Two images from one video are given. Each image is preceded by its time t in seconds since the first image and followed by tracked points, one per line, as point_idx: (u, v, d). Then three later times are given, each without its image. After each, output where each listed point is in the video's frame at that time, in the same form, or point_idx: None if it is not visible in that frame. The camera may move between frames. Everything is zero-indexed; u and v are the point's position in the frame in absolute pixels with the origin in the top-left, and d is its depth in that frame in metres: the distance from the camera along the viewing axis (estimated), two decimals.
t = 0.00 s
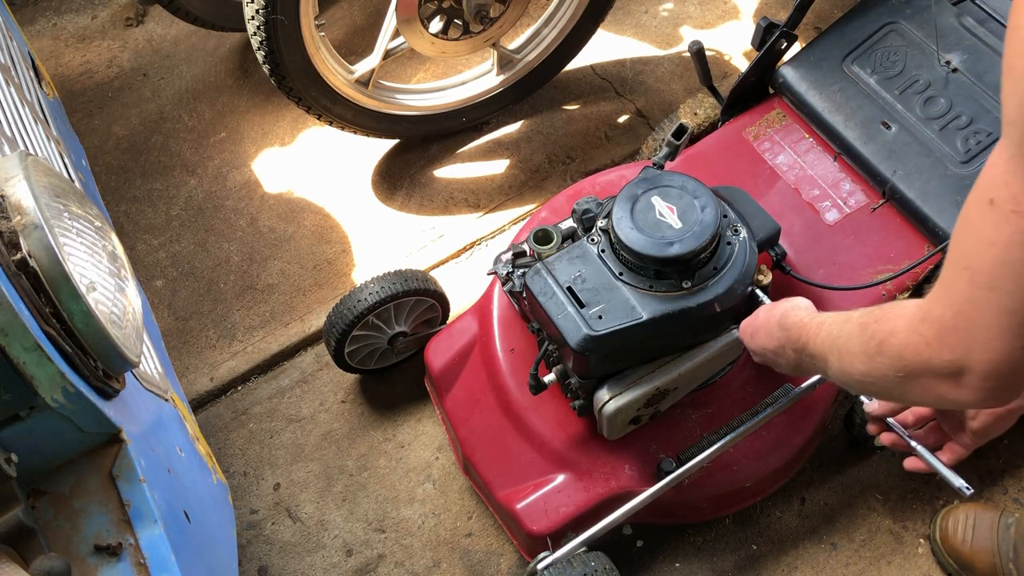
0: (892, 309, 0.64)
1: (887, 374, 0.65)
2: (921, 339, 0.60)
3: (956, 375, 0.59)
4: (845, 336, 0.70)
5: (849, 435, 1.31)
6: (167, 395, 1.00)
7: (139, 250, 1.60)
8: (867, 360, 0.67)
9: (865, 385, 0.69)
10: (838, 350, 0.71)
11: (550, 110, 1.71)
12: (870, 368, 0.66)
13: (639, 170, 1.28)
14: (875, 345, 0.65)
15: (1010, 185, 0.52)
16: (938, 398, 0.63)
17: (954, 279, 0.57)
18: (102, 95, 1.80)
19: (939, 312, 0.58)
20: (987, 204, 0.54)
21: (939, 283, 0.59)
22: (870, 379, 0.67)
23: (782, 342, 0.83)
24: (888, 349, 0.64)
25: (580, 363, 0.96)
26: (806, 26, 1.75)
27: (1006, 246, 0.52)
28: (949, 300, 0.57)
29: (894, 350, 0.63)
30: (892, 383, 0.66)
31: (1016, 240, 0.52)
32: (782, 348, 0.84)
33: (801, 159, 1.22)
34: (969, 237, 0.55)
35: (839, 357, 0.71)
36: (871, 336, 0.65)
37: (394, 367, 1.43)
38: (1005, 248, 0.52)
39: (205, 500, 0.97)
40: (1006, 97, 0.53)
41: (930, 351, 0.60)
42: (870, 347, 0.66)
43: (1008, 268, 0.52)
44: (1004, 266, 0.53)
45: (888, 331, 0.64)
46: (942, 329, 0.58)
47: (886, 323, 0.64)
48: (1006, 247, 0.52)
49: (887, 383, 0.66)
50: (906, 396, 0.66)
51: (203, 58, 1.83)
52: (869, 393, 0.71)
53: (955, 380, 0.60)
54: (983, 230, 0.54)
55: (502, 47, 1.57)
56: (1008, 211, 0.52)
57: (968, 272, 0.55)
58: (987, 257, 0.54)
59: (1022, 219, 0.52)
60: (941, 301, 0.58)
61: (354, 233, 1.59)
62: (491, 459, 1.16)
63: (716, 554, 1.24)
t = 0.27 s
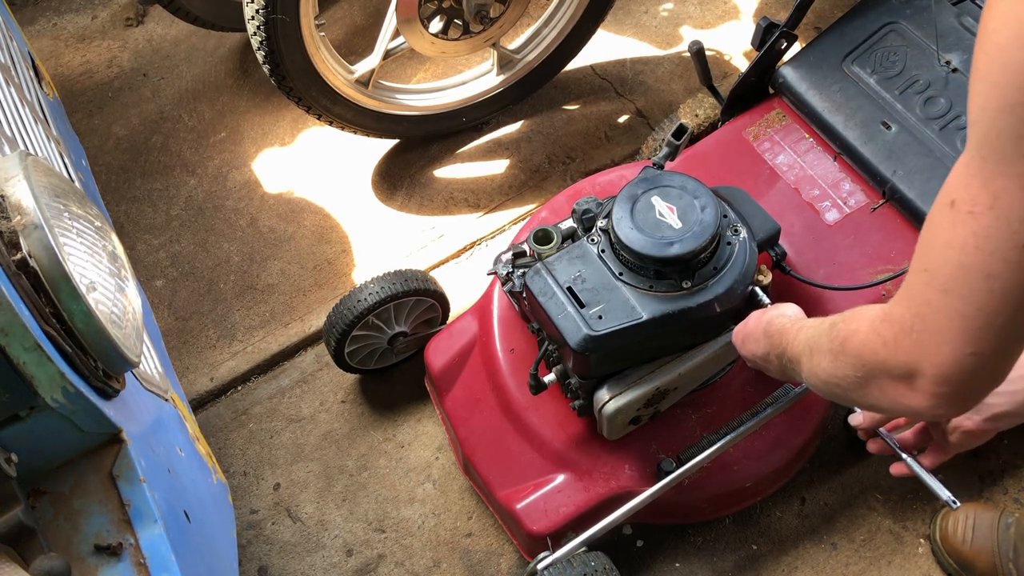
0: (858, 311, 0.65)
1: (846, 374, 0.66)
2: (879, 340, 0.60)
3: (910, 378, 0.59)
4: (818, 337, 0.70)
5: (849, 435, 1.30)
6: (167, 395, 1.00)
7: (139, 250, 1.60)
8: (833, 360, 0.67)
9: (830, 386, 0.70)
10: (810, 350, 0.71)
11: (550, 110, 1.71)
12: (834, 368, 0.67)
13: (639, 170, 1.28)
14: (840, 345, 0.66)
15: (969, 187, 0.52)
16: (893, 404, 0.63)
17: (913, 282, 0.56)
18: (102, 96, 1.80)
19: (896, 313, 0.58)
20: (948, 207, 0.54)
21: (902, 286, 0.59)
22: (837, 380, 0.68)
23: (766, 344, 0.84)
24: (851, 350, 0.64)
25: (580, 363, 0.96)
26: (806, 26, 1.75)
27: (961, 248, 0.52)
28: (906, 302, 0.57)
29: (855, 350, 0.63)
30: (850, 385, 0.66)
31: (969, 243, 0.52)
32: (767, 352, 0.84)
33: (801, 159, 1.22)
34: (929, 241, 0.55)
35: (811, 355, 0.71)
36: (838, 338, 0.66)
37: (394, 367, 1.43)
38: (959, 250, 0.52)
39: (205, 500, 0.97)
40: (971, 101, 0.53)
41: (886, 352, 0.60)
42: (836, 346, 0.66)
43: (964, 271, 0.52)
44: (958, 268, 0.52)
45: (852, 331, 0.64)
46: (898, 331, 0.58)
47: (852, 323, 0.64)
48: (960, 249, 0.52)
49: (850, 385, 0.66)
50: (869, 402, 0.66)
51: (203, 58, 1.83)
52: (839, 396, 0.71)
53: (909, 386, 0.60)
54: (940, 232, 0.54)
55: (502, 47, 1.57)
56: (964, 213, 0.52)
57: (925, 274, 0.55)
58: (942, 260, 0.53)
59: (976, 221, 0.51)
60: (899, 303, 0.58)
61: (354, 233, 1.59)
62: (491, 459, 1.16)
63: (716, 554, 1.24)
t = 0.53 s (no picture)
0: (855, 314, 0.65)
1: (842, 377, 0.67)
2: (874, 345, 0.61)
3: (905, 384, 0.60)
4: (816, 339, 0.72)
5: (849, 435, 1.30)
6: (167, 395, 1.00)
7: (139, 250, 1.60)
8: (829, 362, 0.68)
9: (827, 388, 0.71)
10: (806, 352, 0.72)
11: (550, 110, 1.71)
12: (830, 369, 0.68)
13: (639, 170, 1.28)
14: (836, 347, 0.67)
15: (961, 193, 0.52)
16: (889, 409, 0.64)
17: (908, 289, 0.57)
18: (102, 95, 1.80)
19: (892, 320, 0.59)
20: (942, 212, 0.54)
21: (898, 291, 0.59)
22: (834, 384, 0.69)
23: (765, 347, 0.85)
24: (848, 354, 0.65)
25: (579, 363, 0.96)
26: (806, 26, 1.75)
27: (953, 256, 0.53)
28: (901, 308, 0.58)
29: (851, 354, 0.64)
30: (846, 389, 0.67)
31: (961, 250, 0.52)
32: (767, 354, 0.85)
33: (801, 159, 1.21)
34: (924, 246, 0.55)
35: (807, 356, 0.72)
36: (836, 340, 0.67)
37: (394, 367, 1.43)
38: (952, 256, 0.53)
39: (205, 500, 0.97)
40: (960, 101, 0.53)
41: (882, 358, 0.61)
42: (834, 348, 0.67)
43: (955, 277, 0.53)
44: (951, 276, 0.53)
45: (848, 334, 0.65)
46: (892, 338, 0.59)
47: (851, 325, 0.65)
48: (952, 256, 0.53)
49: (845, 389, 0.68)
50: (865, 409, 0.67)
51: (203, 58, 1.83)
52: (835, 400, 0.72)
53: (905, 392, 0.61)
54: (935, 238, 0.54)
55: (502, 47, 1.57)
56: (956, 220, 0.53)
57: (920, 281, 0.56)
58: (936, 267, 0.54)
59: (967, 227, 0.52)
60: (895, 310, 0.59)
61: (354, 233, 1.59)
62: (491, 459, 1.16)
63: (716, 554, 1.24)
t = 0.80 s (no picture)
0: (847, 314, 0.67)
1: (832, 379, 0.67)
2: (861, 342, 0.62)
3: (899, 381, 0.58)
4: (812, 339, 0.73)
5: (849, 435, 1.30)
6: (167, 395, 1.00)
7: (139, 250, 1.60)
8: (822, 360, 0.69)
9: (819, 391, 0.72)
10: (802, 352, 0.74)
11: (550, 110, 1.71)
12: (821, 370, 0.69)
13: (639, 170, 1.28)
14: (828, 345, 0.68)
15: (947, 187, 0.52)
16: (875, 410, 0.64)
17: (895, 284, 0.57)
18: (102, 95, 1.80)
19: (879, 316, 0.59)
20: (929, 207, 0.54)
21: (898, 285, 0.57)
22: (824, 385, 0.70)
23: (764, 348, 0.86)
24: (837, 353, 0.66)
25: (579, 363, 0.96)
26: (806, 26, 1.75)
27: (938, 248, 0.53)
28: (887, 303, 0.58)
29: (840, 351, 0.65)
30: (835, 390, 0.68)
31: (946, 242, 0.52)
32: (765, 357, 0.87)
33: (801, 159, 1.21)
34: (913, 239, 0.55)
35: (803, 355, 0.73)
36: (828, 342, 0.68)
37: (394, 367, 1.43)
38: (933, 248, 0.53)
39: (205, 499, 0.97)
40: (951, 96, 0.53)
41: (868, 354, 0.61)
42: (826, 347, 0.69)
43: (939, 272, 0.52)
44: (935, 269, 0.53)
45: (839, 332, 0.66)
46: (877, 333, 0.59)
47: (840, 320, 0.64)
48: (936, 249, 0.53)
49: (835, 389, 0.68)
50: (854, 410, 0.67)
51: (203, 58, 1.83)
52: (827, 403, 0.72)
53: (889, 390, 0.61)
54: (921, 232, 0.54)
55: (502, 47, 1.57)
56: (942, 212, 0.53)
57: (906, 275, 0.56)
58: (921, 261, 0.54)
59: (951, 220, 0.52)
60: (881, 305, 0.59)
61: (354, 233, 1.59)
62: (491, 459, 1.16)
63: (716, 554, 1.24)
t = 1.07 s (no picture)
0: (847, 312, 0.66)
1: (830, 381, 0.67)
2: (859, 342, 0.61)
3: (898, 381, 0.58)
4: (812, 339, 0.72)
5: (849, 435, 1.30)
6: (168, 395, 1.00)
7: (139, 250, 1.60)
8: (821, 359, 0.68)
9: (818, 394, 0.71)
10: (802, 352, 0.73)
11: (550, 110, 1.71)
12: (820, 371, 0.69)
13: (639, 170, 1.28)
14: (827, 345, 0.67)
15: (943, 176, 0.52)
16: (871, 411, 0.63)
17: (893, 280, 0.57)
18: (102, 95, 1.80)
19: (877, 312, 0.59)
20: (926, 199, 0.54)
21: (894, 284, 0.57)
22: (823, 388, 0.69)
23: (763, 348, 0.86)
24: (835, 353, 0.65)
25: (580, 363, 0.96)
26: (806, 26, 1.75)
27: (937, 240, 0.52)
28: (885, 299, 0.58)
29: (837, 349, 0.65)
30: (833, 391, 0.67)
31: (945, 233, 0.52)
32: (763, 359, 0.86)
33: (801, 159, 1.21)
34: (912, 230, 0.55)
35: (802, 357, 0.73)
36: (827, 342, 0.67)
37: (394, 367, 1.43)
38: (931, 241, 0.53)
39: (205, 499, 0.97)
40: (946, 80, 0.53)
41: (866, 353, 0.60)
42: (825, 346, 0.68)
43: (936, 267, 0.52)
44: (933, 260, 0.53)
45: (838, 331, 0.66)
46: (876, 331, 0.59)
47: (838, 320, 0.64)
48: (934, 241, 0.52)
49: (833, 391, 0.67)
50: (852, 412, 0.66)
51: (203, 58, 1.83)
52: (826, 406, 0.71)
53: (885, 392, 0.60)
54: (919, 225, 0.54)
55: (502, 47, 1.57)
56: (939, 203, 0.53)
57: (904, 270, 0.55)
58: (919, 255, 0.54)
59: (949, 209, 0.52)
60: (880, 301, 0.58)
61: (354, 233, 1.59)
62: (491, 459, 1.16)
63: (716, 554, 1.24)
